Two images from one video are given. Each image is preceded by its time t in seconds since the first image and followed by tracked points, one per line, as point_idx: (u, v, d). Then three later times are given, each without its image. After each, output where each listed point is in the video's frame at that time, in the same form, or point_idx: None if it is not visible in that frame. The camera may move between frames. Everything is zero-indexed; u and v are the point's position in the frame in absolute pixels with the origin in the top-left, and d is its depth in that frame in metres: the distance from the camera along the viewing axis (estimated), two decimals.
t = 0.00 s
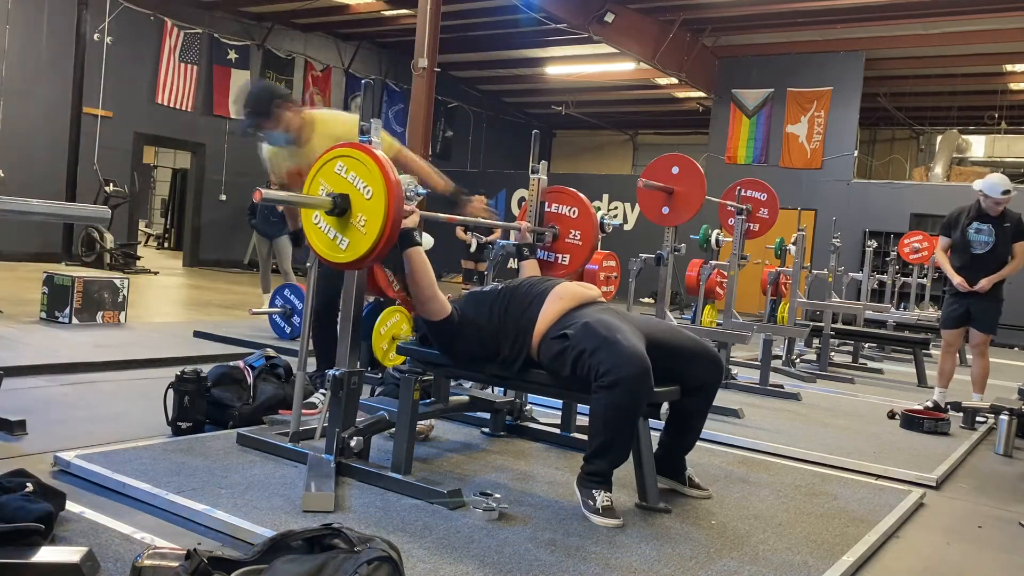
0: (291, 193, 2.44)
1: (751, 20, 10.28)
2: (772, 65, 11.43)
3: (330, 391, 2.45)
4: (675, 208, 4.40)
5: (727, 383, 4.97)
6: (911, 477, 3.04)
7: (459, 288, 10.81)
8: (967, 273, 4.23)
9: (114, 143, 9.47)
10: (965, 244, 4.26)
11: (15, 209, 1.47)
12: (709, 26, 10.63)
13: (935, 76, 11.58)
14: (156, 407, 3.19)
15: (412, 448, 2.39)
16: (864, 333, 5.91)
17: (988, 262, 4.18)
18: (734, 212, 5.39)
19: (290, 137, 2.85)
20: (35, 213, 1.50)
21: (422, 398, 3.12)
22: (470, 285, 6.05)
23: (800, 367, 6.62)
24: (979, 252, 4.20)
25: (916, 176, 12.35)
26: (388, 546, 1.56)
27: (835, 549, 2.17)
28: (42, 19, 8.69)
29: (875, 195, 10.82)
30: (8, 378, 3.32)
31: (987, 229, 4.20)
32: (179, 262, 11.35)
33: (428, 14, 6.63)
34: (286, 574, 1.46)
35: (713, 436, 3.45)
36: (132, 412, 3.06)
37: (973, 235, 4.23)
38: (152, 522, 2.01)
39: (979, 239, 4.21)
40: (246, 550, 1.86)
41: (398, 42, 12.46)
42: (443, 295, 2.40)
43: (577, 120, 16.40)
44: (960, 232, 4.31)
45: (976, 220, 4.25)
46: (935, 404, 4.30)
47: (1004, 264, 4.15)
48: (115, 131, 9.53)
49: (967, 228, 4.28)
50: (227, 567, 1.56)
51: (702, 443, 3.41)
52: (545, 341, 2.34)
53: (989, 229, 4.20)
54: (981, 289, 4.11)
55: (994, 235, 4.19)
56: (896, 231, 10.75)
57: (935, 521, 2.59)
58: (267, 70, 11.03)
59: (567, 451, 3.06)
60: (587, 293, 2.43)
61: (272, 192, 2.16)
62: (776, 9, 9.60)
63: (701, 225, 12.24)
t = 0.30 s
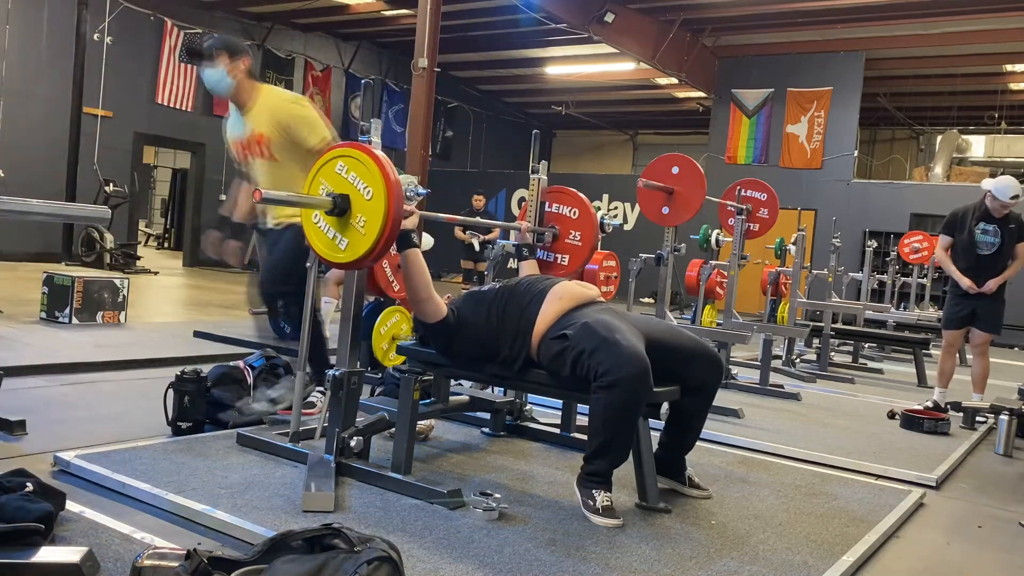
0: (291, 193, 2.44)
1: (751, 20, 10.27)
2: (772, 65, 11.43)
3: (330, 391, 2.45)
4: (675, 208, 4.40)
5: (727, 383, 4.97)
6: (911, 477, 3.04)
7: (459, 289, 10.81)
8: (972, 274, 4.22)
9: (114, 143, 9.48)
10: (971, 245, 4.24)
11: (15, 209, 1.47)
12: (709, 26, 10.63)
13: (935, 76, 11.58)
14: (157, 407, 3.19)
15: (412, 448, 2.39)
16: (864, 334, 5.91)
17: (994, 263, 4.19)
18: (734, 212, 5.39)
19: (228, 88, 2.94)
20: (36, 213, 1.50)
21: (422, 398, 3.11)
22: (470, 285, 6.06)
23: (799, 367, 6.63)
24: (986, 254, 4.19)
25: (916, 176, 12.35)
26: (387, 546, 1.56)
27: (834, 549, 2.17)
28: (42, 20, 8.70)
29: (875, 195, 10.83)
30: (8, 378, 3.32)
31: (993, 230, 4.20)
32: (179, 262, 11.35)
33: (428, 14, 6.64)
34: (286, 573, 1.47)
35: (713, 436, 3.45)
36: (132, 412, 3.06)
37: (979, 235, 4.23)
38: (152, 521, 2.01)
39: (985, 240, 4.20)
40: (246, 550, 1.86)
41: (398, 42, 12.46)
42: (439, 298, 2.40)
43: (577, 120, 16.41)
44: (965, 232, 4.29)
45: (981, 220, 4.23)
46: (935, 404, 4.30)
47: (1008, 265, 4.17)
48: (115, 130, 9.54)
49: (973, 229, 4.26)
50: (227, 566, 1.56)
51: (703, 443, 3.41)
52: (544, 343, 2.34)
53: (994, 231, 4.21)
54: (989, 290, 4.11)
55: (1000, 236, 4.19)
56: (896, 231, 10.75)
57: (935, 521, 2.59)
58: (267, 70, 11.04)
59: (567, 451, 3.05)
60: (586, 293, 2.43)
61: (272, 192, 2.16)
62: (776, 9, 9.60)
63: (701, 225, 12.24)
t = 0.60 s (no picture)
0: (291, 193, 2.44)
1: (751, 20, 10.27)
2: (772, 65, 11.43)
3: (330, 391, 2.45)
4: (675, 208, 4.40)
5: (727, 383, 4.97)
6: (911, 477, 3.04)
7: (459, 288, 10.82)
8: (976, 275, 4.22)
9: (114, 143, 9.47)
10: (975, 246, 4.24)
11: (15, 209, 1.47)
12: (709, 26, 10.63)
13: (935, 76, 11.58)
14: (158, 407, 3.18)
15: (412, 448, 2.39)
16: (864, 334, 5.91)
17: (996, 264, 4.18)
18: (734, 212, 5.39)
19: (173, 79, 2.60)
20: (36, 213, 1.50)
21: (422, 398, 3.11)
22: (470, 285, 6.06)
23: (800, 367, 6.62)
24: (988, 254, 4.20)
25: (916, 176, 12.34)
26: (388, 546, 1.56)
27: (834, 549, 2.17)
28: (42, 19, 8.70)
29: (875, 195, 10.83)
30: (7, 378, 3.32)
31: (996, 230, 4.20)
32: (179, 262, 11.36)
33: (428, 14, 6.64)
34: (287, 573, 1.46)
35: (713, 436, 3.45)
36: (131, 412, 3.06)
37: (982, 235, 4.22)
38: (152, 522, 2.01)
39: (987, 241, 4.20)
40: (246, 550, 1.86)
41: (398, 41, 12.46)
42: (436, 300, 2.40)
43: (577, 120, 16.40)
44: (969, 232, 4.28)
45: (984, 220, 4.23)
46: (935, 404, 4.30)
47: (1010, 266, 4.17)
48: (115, 131, 9.54)
49: (976, 228, 4.25)
50: (227, 567, 1.56)
51: (703, 443, 3.41)
52: (544, 344, 2.34)
53: (996, 231, 4.21)
54: (992, 293, 4.11)
55: (1001, 236, 4.20)
56: (896, 231, 10.75)
57: (935, 521, 2.59)
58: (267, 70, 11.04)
59: (567, 451, 3.05)
60: (586, 293, 2.42)
61: (272, 191, 2.16)
62: (776, 9, 9.60)
63: (701, 225, 12.23)
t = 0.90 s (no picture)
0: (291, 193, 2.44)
1: (751, 20, 10.27)
2: (772, 65, 11.43)
3: (330, 391, 2.45)
4: (675, 208, 4.40)
5: (727, 384, 4.97)
6: (911, 477, 3.04)
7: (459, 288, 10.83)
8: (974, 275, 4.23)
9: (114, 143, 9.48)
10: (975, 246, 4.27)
11: (14, 209, 1.47)
12: (709, 25, 10.63)
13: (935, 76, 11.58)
14: (158, 407, 3.18)
15: (412, 448, 2.39)
16: (864, 334, 5.91)
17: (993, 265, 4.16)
18: (734, 212, 5.39)
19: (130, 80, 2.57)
20: (35, 213, 1.49)
21: (422, 398, 3.11)
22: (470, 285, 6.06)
23: (799, 367, 6.62)
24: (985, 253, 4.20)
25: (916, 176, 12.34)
26: (387, 546, 1.56)
27: (834, 549, 2.17)
28: (42, 20, 8.71)
29: (875, 195, 10.83)
30: (8, 378, 3.31)
31: (995, 229, 4.19)
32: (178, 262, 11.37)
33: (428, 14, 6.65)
34: (286, 573, 1.46)
35: (713, 436, 3.45)
36: (130, 412, 3.06)
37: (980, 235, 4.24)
38: (151, 521, 2.01)
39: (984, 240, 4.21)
40: (246, 550, 1.86)
41: (398, 41, 12.47)
42: (437, 312, 2.38)
43: (577, 120, 16.41)
44: (967, 233, 4.32)
45: (983, 220, 4.24)
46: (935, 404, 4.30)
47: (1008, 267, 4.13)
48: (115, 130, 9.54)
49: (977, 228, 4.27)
50: (227, 567, 1.56)
51: (703, 443, 3.41)
52: (544, 345, 2.34)
53: (995, 229, 4.19)
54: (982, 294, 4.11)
55: (1000, 235, 4.17)
56: (896, 231, 10.76)
57: (935, 521, 2.59)
58: (267, 70, 11.05)
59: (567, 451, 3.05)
60: (586, 293, 2.42)
61: (272, 192, 2.16)
62: (775, 9, 9.60)
63: (701, 225, 12.23)
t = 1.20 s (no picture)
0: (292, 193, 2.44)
1: (751, 20, 10.27)
2: (772, 65, 11.42)
3: (330, 391, 2.45)
4: (675, 208, 4.40)
5: (727, 384, 4.97)
6: (911, 477, 3.04)
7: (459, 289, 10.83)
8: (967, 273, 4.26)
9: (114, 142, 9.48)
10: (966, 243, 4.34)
11: (14, 210, 1.47)
12: (709, 26, 10.62)
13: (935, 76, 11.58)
14: (159, 407, 3.18)
15: (412, 448, 2.39)
16: (864, 334, 5.91)
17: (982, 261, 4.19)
18: (734, 211, 5.39)
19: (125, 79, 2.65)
20: (35, 214, 1.49)
21: (423, 398, 3.11)
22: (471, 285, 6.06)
23: (799, 367, 6.63)
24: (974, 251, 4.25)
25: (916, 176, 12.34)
26: (388, 546, 1.56)
27: (834, 549, 2.17)
28: (42, 20, 8.72)
29: (875, 195, 10.83)
30: (8, 377, 3.32)
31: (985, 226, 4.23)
32: (179, 262, 11.37)
33: (428, 15, 6.65)
34: (287, 573, 1.46)
35: (714, 436, 3.45)
36: (129, 412, 3.06)
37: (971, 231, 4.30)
38: (151, 521, 2.01)
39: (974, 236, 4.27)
40: (245, 551, 1.86)
41: (398, 41, 12.47)
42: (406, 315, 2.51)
43: (577, 120, 16.41)
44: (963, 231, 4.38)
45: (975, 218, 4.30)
46: (935, 404, 4.30)
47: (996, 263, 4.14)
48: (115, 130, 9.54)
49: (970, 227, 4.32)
50: (227, 567, 1.56)
51: (703, 443, 3.41)
52: (544, 345, 2.34)
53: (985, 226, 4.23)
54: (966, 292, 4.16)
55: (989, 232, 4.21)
56: (896, 231, 10.76)
57: (935, 521, 2.59)
58: (267, 70, 11.06)
59: (567, 451, 3.06)
60: (586, 293, 2.41)
61: (274, 192, 2.16)
62: (775, 9, 9.61)
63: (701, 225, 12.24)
